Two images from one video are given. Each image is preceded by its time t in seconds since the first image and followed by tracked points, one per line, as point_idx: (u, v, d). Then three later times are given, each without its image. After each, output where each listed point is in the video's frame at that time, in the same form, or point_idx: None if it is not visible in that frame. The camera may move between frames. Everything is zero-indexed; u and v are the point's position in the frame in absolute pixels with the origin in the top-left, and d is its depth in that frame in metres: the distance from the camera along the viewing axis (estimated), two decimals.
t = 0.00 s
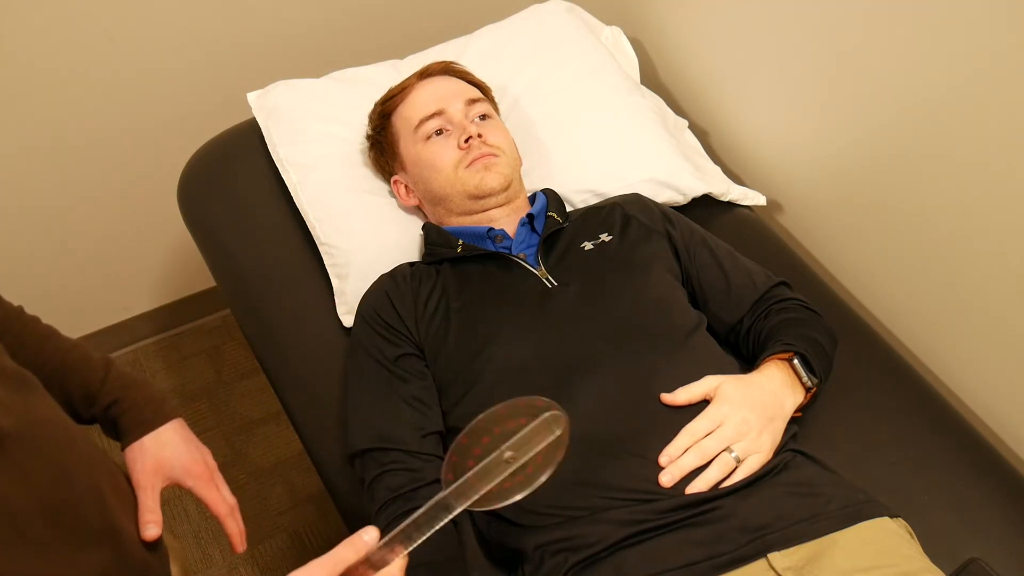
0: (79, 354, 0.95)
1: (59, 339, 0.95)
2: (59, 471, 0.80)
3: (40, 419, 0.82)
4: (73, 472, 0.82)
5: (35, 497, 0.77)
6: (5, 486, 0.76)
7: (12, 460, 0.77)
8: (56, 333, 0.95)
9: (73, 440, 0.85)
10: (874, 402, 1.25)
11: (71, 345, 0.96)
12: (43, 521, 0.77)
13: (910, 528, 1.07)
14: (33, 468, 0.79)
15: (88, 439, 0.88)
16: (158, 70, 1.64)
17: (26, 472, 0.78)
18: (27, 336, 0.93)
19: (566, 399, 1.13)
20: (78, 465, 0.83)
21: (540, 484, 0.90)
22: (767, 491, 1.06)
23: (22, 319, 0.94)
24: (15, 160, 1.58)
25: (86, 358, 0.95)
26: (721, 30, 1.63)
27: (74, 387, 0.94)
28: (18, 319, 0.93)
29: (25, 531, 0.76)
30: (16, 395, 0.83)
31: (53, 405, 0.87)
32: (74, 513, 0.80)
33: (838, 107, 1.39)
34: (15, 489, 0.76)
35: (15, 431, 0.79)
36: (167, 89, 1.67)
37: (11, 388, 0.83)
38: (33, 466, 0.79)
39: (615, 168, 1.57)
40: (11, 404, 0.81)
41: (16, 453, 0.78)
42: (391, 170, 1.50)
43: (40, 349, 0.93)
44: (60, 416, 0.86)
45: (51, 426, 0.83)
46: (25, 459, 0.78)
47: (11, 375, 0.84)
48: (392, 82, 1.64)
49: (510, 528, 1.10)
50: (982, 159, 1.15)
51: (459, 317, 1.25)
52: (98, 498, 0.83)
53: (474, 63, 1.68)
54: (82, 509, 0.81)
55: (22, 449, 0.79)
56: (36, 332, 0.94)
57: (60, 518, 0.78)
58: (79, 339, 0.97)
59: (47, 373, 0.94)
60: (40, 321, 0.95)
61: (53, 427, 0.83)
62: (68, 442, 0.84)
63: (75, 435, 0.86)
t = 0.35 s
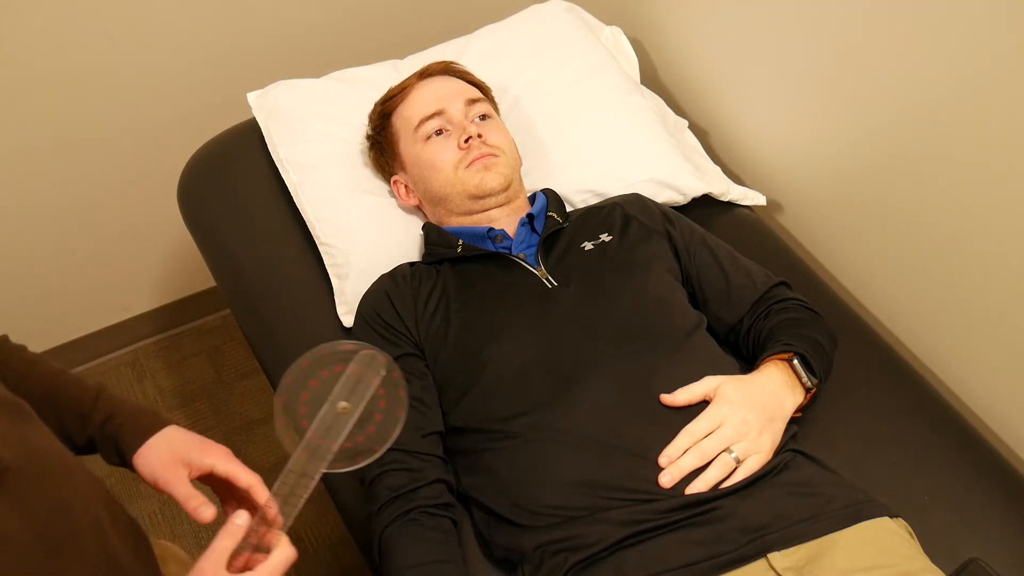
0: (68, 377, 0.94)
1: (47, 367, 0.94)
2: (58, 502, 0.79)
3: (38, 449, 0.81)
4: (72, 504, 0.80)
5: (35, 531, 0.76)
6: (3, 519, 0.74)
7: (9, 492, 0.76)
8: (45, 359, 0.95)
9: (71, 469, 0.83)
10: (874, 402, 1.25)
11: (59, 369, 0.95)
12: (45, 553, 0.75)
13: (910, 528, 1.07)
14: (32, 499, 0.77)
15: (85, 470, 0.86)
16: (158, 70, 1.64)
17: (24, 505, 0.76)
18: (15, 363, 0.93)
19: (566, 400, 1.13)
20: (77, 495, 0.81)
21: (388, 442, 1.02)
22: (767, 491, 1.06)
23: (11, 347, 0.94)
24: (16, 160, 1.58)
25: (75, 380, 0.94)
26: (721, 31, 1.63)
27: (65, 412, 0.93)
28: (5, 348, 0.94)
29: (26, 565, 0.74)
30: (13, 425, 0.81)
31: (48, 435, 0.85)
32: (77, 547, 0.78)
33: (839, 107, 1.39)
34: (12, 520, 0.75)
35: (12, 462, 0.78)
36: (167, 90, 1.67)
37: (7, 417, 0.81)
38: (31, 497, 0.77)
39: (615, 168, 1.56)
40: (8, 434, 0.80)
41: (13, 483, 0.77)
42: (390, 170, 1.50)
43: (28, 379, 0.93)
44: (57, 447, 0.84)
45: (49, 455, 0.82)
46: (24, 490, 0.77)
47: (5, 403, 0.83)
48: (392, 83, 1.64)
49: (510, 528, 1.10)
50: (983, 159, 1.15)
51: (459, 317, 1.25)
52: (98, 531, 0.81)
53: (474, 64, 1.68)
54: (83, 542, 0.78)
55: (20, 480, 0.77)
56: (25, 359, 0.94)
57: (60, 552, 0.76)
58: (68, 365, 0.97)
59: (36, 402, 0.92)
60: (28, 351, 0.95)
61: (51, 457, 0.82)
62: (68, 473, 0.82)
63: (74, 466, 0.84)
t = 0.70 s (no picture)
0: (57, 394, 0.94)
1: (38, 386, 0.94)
2: (52, 519, 0.79)
3: (30, 467, 0.81)
4: (64, 523, 0.80)
5: (30, 549, 0.76)
6: None
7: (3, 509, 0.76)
8: (32, 378, 0.95)
9: (64, 487, 0.83)
10: (874, 403, 1.25)
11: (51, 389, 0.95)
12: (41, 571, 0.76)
13: (910, 527, 1.07)
14: (26, 517, 0.77)
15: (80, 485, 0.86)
16: (159, 71, 1.64)
17: (17, 523, 0.76)
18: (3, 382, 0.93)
19: (566, 400, 1.13)
20: (68, 513, 0.81)
21: (355, 434, 1.03)
22: (767, 491, 1.06)
23: None
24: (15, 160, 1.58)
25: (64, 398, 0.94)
26: (721, 31, 1.63)
27: (59, 431, 0.92)
28: None
29: None
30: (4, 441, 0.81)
31: (41, 452, 0.85)
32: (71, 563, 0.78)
33: (839, 107, 1.39)
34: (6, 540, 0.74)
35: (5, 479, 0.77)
36: (166, 90, 1.67)
37: None
38: (25, 514, 0.77)
39: (615, 168, 1.56)
40: None
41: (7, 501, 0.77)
42: (391, 170, 1.50)
43: (20, 398, 0.92)
44: (49, 462, 0.84)
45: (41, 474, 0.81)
46: (18, 508, 0.77)
47: None
48: (392, 83, 1.64)
49: (510, 528, 1.10)
50: (983, 159, 1.15)
51: (459, 317, 1.25)
52: (92, 547, 0.81)
53: (474, 63, 1.68)
54: (76, 559, 0.79)
55: (12, 498, 0.77)
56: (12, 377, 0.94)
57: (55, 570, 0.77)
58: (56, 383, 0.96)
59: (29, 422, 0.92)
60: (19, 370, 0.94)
61: (43, 473, 0.81)
62: (60, 489, 0.82)
63: (66, 481, 0.84)
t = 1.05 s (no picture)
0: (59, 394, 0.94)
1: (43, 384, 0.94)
2: (55, 515, 0.79)
3: (34, 464, 0.81)
4: (68, 519, 0.80)
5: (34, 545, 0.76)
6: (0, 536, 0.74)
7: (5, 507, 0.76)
8: (39, 376, 0.95)
9: (70, 484, 0.83)
10: (874, 403, 1.25)
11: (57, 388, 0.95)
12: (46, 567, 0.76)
13: (910, 527, 1.07)
14: (27, 514, 0.77)
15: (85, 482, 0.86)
16: (159, 72, 1.64)
17: (20, 519, 0.76)
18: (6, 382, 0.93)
19: (566, 400, 1.13)
20: (73, 510, 0.81)
21: (342, 437, 1.02)
22: (767, 491, 1.06)
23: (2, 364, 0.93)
24: (15, 160, 1.58)
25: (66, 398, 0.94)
26: (721, 30, 1.63)
27: (62, 429, 0.92)
28: None
29: None
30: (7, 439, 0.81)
31: (46, 449, 0.85)
32: (76, 559, 0.78)
33: (839, 107, 1.39)
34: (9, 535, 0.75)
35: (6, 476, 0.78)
36: (166, 89, 1.67)
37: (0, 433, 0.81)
38: (27, 510, 0.77)
39: (615, 168, 1.56)
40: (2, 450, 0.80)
41: (8, 498, 0.77)
42: (390, 170, 1.50)
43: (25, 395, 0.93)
44: (54, 460, 0.84)
45: (45, 471, 0.81)
46: (20, 505, 0.77)
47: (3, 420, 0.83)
48: (392, 83, 1.64)
49: (509, 528, 1.10)
50: (983, 159, 1.15)
51: (459, 317, 1.25)
52: (96, 543, 0.81)
53: (474, 63, 1.68)
54: (81, 555, 0.79)
55: (15, 495, 0.77)
56: (15, 375, 0.93)
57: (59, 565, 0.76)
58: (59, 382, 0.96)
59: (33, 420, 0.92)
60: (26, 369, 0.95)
61: (46, 470, 0.82)
62: (64, 486, 0.82)
63: (71, 479, 0.84)
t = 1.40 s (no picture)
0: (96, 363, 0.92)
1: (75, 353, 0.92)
2: (65, 496, 0.76)
3: (45, 446, 0.79)
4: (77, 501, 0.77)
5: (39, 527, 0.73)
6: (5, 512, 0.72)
7: (14, 485, 0.74)
8: (72, 345, 0.93)
9: (82, 468, 0.81)
10: (874, 403, 1.25)
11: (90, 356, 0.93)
12: (49, 551, 0.72)
13: (910, 527, 1.07)
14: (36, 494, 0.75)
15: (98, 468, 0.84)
16: (159, 72, 1.64)
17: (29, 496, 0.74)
18: (45, 346, 0.91)
19: (567, 400, 1.13)
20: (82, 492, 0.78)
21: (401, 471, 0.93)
22: (767, 491, 1.06)
23: (36, 334, 0.91)
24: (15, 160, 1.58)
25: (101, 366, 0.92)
26: (721, 30, 1.63)
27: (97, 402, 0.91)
28: (34, 333, 0.92)
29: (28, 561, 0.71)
30: (21, 419, 0.80)
31: (63, 433, 0.83)
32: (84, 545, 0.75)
33: (839, 107, 1.39)
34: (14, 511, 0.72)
35: (17, 455, 0.75)
36: (166, 89, 1.67)
37: (14, 412, 0.80)
38: (35, 490, 0.75)
39: (615, 168, 1.56)
40: (15, 428, 0.78)
41: (17, 476, 0.74)
42: (391, 170, 1.50)
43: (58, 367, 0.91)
44: (65, 443, 0.82)
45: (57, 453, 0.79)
46: (29, 485, 0.75)
47: (21, 401, 0.81)
48: (392, 83, 1.64)
49: (510, 528, 1.10)
50: (982, 159, 1.15)
51: (459, 317, 1.25)
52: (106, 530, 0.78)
53: (474, 63, 1.68)
54: (88, 538, 0.75)
55: (25, 472, 0.75)
56: (48, 343, 0.92)
57: (65, 550, 0.73)
58: (99, 347, 0.95)
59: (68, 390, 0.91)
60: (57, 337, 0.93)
61: (60, 453, 0.80)
62: (75, 470, 0.80)
63: (83, 463, 0.82)
